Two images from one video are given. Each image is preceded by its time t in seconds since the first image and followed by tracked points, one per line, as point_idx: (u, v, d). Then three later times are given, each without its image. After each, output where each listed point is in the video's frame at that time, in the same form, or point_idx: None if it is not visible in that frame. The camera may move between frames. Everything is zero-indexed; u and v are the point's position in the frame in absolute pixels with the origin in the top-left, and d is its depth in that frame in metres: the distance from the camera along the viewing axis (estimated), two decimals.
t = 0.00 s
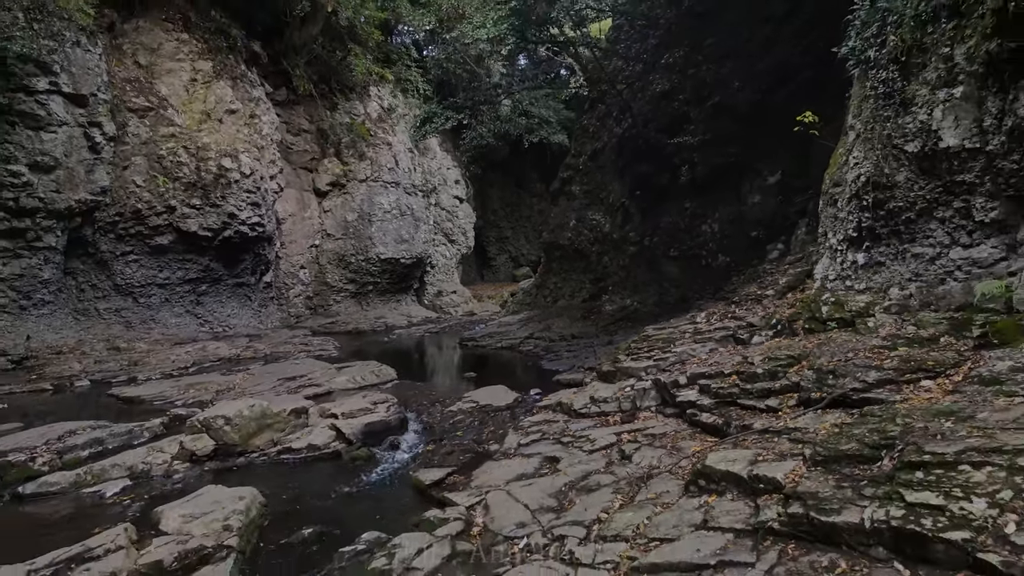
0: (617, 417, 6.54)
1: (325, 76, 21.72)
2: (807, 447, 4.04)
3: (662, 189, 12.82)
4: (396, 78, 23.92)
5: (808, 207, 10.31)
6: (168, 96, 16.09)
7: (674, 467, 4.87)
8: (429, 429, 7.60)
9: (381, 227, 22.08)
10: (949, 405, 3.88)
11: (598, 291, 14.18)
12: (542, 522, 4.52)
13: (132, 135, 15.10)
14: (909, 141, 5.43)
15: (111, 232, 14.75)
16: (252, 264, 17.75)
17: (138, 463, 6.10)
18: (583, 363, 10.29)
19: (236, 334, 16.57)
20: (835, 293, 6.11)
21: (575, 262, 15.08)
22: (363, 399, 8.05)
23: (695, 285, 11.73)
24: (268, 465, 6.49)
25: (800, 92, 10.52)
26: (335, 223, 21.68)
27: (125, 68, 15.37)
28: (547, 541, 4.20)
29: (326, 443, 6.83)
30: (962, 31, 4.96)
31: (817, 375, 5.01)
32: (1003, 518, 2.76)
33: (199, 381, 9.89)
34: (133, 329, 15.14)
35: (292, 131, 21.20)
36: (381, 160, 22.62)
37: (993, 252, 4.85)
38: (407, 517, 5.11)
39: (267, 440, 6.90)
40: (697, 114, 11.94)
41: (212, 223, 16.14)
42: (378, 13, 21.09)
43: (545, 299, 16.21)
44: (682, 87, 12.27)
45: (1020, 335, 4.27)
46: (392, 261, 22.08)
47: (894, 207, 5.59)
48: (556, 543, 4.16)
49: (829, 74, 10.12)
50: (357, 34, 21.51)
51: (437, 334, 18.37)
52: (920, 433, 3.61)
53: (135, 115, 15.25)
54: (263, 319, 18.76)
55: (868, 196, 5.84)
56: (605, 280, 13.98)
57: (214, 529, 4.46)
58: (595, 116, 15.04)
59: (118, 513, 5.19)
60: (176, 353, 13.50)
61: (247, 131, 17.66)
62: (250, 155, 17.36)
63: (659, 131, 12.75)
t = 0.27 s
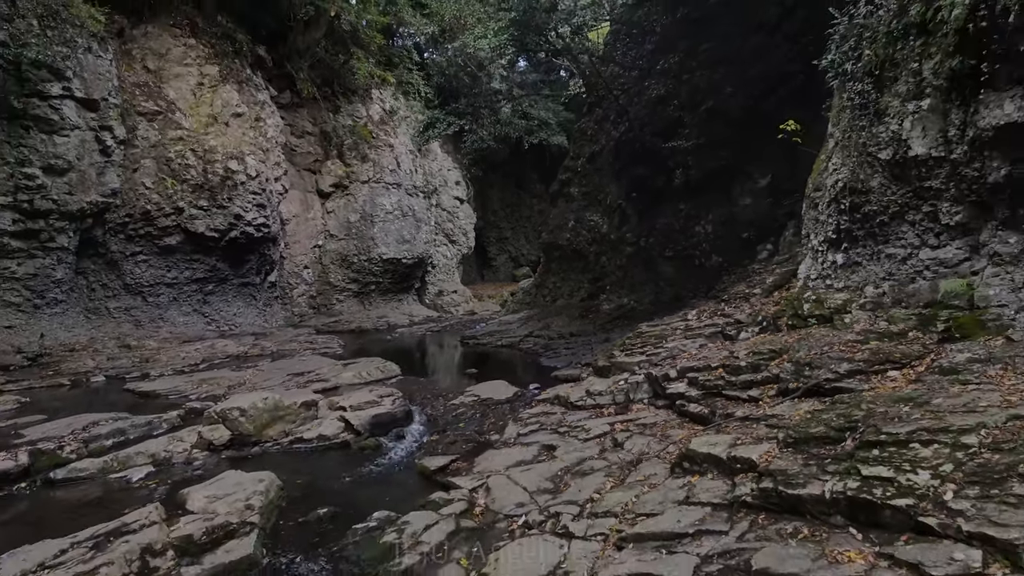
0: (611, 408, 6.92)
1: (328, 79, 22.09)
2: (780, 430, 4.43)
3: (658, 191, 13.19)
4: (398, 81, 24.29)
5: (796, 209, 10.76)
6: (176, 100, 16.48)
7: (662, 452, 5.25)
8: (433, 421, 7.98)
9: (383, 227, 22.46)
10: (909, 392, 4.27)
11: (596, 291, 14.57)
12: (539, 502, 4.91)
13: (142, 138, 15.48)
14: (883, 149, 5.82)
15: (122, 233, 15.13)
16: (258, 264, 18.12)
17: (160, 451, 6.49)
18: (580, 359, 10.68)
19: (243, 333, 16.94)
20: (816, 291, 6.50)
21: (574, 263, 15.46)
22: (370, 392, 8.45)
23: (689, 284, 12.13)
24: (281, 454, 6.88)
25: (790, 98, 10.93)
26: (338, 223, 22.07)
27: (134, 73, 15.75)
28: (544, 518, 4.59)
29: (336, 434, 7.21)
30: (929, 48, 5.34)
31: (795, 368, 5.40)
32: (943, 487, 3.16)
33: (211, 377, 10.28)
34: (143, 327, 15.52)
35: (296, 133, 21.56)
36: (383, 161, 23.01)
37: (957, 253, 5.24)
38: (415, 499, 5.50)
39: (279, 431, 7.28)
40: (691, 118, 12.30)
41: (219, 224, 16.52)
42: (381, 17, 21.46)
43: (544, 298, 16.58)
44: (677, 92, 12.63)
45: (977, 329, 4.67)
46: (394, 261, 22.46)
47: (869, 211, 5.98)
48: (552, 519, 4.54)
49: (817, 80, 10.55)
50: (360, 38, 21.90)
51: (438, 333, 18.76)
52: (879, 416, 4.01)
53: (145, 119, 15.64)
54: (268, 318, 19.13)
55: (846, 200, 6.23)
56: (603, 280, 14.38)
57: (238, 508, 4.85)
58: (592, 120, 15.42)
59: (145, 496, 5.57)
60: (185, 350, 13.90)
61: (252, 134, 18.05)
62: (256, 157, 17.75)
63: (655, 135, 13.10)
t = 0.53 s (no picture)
0: (606, 401, 7.29)
1: (331, 82, 22.44)
2: (759, 417, 4.81)
3: (654, 193, 13.55)
4: (400, 83, 24.63)
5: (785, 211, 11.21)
6: (184, 103, 16.85)
7: (652, 439, 5.62)
8: (436, 414, 8.36)
9: (385, 228, 22.83)
10: (876, 382, 4.65)
11: (594, 290, 14.93)
12: (538, 485, 5.28)
13: (151, 141, 15.86)
14: (860, 157, 6.19)
15: (131, 233, 15.50)
16: (263, 264, 18.49)
17: (180, 441, 6.87)
18: (578, 356, 11.06)
19: (249, 331, 17.31)
20: (799, 289, 6.87)
21: (572, 263, 15.82)
22: (376, 387, 8.83)
23: (684, 283, 12.51)
24: (293, 444, 7.25)
25: (780, 104, 11.37)
26: (341, 224, 22.45)
27: (143, 77, 16.12)
28: (542, 499, 4.96)
29: (344, 425, 7.59)
30: (901, 62, 5.71)
31: (776, 361, 5.78)
32: (895, 463, 3.55)
33: (222, 373, 10.67)
34: (151, 326, 15.90)
35: (300, 136, 21.89)
36: (385, 163, 23.42)
37: (927, 254, 5.61)
38: (421, 484, 5.88)
39: (291, 423, 7.65)
40: (686, 123, 12.65)
41: (225, 225, 16.89)
42: (383, 21, 21.77)
43: (544, 298, 16.95)
44: (672, 97, 12.96)
45: (943, 325, 5.05)
46: (396, 261, 22.84)
47: (847, 214, 6.35)
48: (549, 500, 4.91)
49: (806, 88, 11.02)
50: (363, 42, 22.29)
51: (440, 331, 19.13)
52: (847, 404, 4.39)
53: (154, 122, 16.02)
54: (272, 317, 19.51)
55: (826, 204, 6.60)
56: (601, 279, 14.74)
57: (257, 490, 5.22)
58: (590, 123, 15.78)
59: (168, 481, 5.94)
60: (194, 348, 14.27)
61: (258, 137, 18.43)
62: (261, 159, 18.13)
63: (650, 138, 13.45)
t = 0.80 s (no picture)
0: (600, 393, 7.69)
1: (334, 85, 22.73)
2: (740, 406, 5.21)
3: (650, 195, 13.99)
4: (400, 86, 24.77)
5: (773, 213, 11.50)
6: (191, 108, 17.24)
7: (642, 428, 6.00)
8: (439, 408, 8.74)
9: (387, 229, 23.19)
10: (847, 373, 5.04)
11: (592, 289, 15.33)
12: (536, 470, 5.65)
13: (160, 144, 16.24)
14: (839, 163, 6.59)
15: (140, 234, 15.88)
16: (267, 264, 18.88)
17: (197, 431, 7.24)
18: (576, 353, 11.45)
19: (254, 330, 17.69)
20: (783, 288, 7.26)
21: (571, 263, 16.22)
22: (381, 382, 9.21)
23: (679, 283, 12.95)
24: (304, 435, 7.62)
25: (770, 109, 11.71)
26: (344, 225, 22.84)
27: (152, 82, 16.49)
28: (540, 482, 5.33)
29: (352, 418, 7.97)
30: (876, 76, 6.10)
31: (759, 356, 6.17)
32: (857, 443, 3.94)
33: (232, 369, 11.05)
34: (160, 325, 16.28)
35: (304, 138, 22.20)
36: (387, 165, 23.80)
37: (898, 255, 6.04)
38: (426, 471, 6.26)
39: (301, 416, 8.04)
40: (681, 127, 13.08)
41: (232, 226, 17.26)
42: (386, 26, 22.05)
43: (543, 297, 17.33)
44: (667, 102, 13.35)
45: (912, 320, 5.44)
46: (397, 262, 23.22)
47: (827, 218, 6.74)
48: (546, 483, 5.29)
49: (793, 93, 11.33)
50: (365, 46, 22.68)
51: (441, 330, 19.53)
52: (821, 392, 4.79)
53: (162, 126, 16.41)
54: (277, 316, 19.90)
55: (808, 208, 7.00)
56: (598, 279, 15.13)
57: (275, 475, 5.59)
58: (588, 127, 16.12)
59: (189, 468, 6.32)
60: (203, 346, 14.66)
61: (263, 140, 18.81)
62: (266, 162, 18.51)
63: (646, 142, 13.83)
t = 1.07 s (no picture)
0: (595, 387, 8.06)
1: (337, 88, 23.10)
2: (725, 397, 5.59)
3: (646, 198, 14.35)
4: (403, 88, 25.21)
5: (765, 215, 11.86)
6: (198, 112, 17.64)
7: (634, 417, 6.38)
8: (441, 403, 9.12)
9: (389, 230, 23.55)
10: (824, 366, 5.42)
11: (591, 289, 15.71)
12: (534, 458, 6.02)
13: (168, 147, 16.63)
14: (821, 169, 6.97)
15: (149, 235, 16.25)
16: (272, 264, 19.26)
17: (213, 423, 7.62)
18: (574, 351, 11.81)
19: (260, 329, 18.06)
20: (769, 288, 7.61)
21: (570, 264, 16.55)
22: (386, 378, 9.58)
23: (674, 282, 13.30)
24: (313, 427, 7.99)
25: (761, 113, 12.06)
26: (346, 226, 23.18)
27: (160, 86, 16.87)
28: (537, 468, 5.70)
29: (359, 411, 8.35)
30: (853, 87, 6.48)
31: (745, 351, 6.54)
32: (825, 429, 4.33)
33: (241, 366, 11.43)
34: (168, 323, 16.66)
35: (307, 140, 22.52)
36: (389, 167, 24.11)
37: (875, 256, 6.41)
38: (431, 460, 6.64)
39: (310, 410, 8.42)
40: (676, 131, 13.45)
41: (238, 227, 17.63)
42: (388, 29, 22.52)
43: (542, 297, 17.67)
44: (663, 107, 13.73)
45: (886, 317, 5.81)
46: (399, 262, 23.57)
47: (810, 222, 7.10)
48: (543, 469, 5.66)
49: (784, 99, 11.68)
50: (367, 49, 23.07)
51: (442, 329, 19.88)
52: (798, 383, 5.17)
53: (171, 129, 16.80)
54: (281, 315, 20.26)
55: (792, 212, 7.36)
56: (596, 279, 15.51)
57: (289, 462, 5.97)
58: (586, 129, 16.39)
59: (207, 456, 6.70)
60: (211, 344, 15.03)
61: (268, 143, 19.20)
62: (271, 164, 18.89)
63: (642, 146, 14.20)
